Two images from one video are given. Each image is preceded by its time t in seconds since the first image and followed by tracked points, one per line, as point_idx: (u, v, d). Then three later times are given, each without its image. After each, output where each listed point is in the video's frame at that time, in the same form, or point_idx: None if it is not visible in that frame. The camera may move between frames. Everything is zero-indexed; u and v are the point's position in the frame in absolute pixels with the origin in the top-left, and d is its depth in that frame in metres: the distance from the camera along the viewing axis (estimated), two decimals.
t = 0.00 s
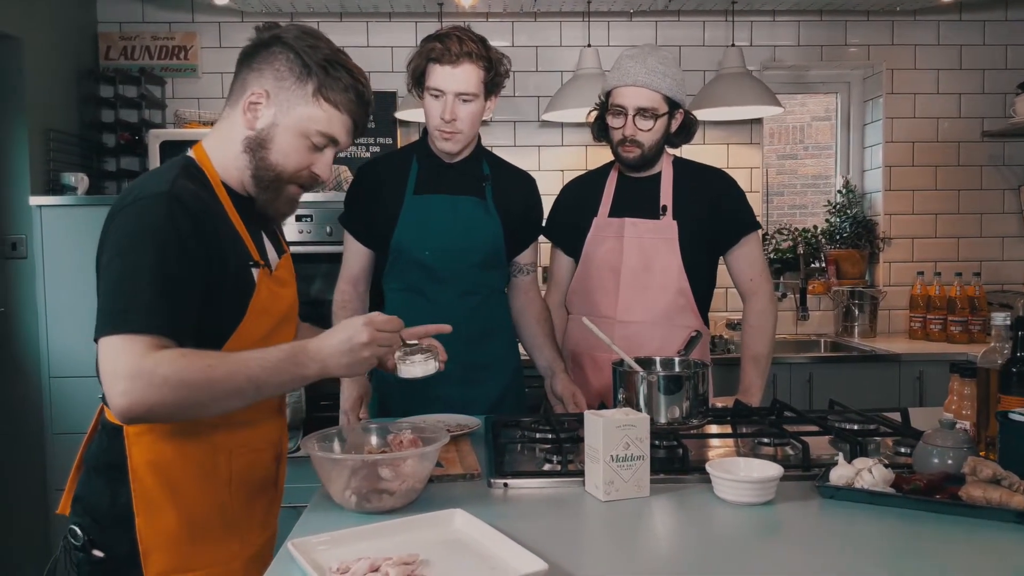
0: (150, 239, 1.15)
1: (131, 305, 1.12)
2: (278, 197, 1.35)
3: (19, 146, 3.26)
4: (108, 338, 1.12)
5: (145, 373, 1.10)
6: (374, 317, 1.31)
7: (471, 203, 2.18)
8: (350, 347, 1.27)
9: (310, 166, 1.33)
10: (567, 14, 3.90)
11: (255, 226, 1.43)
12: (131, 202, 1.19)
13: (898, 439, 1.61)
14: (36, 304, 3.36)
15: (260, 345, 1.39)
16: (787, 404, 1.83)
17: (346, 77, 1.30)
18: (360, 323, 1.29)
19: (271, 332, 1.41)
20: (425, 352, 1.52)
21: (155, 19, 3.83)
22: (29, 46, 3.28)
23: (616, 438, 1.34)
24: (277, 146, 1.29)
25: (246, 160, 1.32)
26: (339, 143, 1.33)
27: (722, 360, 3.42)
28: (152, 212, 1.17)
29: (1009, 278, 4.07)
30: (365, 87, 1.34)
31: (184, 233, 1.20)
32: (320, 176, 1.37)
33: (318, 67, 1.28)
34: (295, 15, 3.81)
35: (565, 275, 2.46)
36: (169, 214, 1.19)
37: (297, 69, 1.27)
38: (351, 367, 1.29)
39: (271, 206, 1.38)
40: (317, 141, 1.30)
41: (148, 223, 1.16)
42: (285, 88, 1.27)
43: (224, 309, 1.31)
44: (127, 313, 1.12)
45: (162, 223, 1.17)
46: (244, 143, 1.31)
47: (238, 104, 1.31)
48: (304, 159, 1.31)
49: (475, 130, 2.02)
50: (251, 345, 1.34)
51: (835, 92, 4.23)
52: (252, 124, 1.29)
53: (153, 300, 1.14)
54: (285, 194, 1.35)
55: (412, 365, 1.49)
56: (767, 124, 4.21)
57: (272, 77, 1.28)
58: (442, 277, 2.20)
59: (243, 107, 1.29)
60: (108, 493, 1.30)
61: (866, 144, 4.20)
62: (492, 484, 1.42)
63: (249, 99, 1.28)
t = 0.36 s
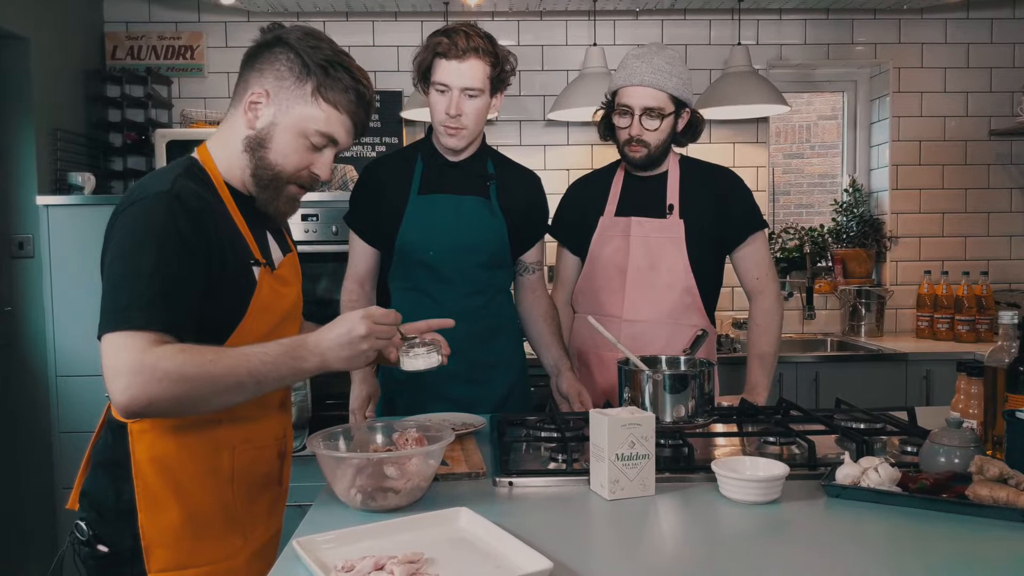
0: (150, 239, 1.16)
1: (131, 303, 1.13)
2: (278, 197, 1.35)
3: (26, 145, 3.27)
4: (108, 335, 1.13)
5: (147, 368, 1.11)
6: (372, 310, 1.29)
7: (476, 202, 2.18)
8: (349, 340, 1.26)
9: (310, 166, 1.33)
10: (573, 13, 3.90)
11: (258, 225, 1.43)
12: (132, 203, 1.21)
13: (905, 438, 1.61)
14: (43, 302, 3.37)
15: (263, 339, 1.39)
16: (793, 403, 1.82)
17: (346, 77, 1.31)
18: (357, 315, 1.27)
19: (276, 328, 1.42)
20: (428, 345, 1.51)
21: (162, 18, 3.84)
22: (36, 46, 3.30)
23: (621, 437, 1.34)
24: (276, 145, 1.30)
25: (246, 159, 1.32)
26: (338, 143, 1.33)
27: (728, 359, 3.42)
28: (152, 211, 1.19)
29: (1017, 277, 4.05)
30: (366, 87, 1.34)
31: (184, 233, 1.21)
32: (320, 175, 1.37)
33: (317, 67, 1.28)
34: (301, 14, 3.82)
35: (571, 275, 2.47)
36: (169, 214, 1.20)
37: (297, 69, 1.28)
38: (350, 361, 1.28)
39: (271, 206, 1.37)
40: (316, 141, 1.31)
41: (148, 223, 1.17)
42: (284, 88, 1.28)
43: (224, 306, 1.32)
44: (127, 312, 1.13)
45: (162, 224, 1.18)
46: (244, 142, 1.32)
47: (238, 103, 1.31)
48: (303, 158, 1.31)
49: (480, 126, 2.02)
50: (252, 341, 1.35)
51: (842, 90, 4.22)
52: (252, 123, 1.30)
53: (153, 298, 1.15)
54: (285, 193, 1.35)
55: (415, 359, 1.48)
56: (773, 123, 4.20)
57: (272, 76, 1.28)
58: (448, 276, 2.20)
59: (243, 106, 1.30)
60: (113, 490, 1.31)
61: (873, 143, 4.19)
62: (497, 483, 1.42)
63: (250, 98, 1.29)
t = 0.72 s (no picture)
0: (142, 233, 1.16)
1: (115, 294, 1.13)
2: (280, 193, 1.35)
3: (33, 144, 3.29)
4: (89, 323, 1.13)
5: (117, 361, 1.10)
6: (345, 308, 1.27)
7: (481, 202, 2.18)
8: (319, 339, 1.24)
9: (311, 162, 1.33)
10: (579, 12, 3.90)
11: (263, 222, 1.43)
12: (131, 196, 1.21)
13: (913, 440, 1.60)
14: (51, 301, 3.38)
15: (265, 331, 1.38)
16: (801, 404, 1.81)
17: (346, 72, 1.31)
18: (329, 313, 1.25)
19: (280, 323, 1.41)
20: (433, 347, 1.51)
21: (169, 18, 3.85)
22: (43, 46, 3.31)
23: (627, 438, 1.33)
24: (277, 141, 1.30)
25: (248, 156, 1.33)
26: (339, 139, 1.33)
27: (735, 359, 3.41)
28: (151, 206, 1.19)
29: None
30: (367, 84, 1.35)
31: (181, 229, 1.22)
32: (321, 172, 1.37)
33: (317, 62, 1.29)
34: (307, 14, 3.83)
35: (577, 275, 2.46)
36: (165, 210, 1.20)
37: (297, 65, 1.28)
38: (322, 360, 1.25)
39: (273, 202, 1.37)
40: (317, 136, 1.31)
41: (143, 217, 1.18)
42: (284, 83, 1.28)
43: (220, 307, 1.32)
44: (110, 302, 1.13)
45: (157, 219, 1.18)
46: (246, 138, 1.32)
47: (239, 100, 1.32)
48: (304, 154, 1.31)
49: (482, 128, 2.01)
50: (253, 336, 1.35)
51: (850, 90, 4.20)
52: (253, 119, 1.30)
53: (140, 291, 1.14)
54: (287, 190, 1.34)
55: (418, 360, 1.48)
56: (780, 122, 4.19)
57: (272, 72, 1.29)
58: (453, 275, 2.20)
59: (244, 103, 1.30)
60: (121, 489, 1.31)
61: (880, 142, 4.17)
62: (503, 484, 1.42)
63: (250, 95, 1.29)
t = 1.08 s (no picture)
0: (134, 228, 1.17)
1: (99, 286, 1.13)
2: (279, 190, 1.35)
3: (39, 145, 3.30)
4: (71, 315, 1.13)
5: (91, 353, 1.10)
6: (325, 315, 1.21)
7: (484, 202, 2.18)
8: (296, 344, 1.19)
9: (308, 158, 1.33)
10: (584, 12, 3.90)
11: (264, 220, 1.44)
12: (128, 192, 1.23)
13: (918, 440, 1.59)
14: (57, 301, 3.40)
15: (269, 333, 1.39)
16: (805, 404, 1.80)
17: (342, 67, 1.31)
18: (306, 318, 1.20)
19: (281, 319, 1.42)
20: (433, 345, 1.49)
21: (175, 19, 3.87)
22: (49, 46, 3.32)
23: (631, 438, 1.33)
24: (273, 137, 1.30)
25: (246, 152, 1.33)
26: (336, 134, 1.33)
27: (740, 359, 3.40)
28: (144, 202, 1.20)
29: None
30: (363, 79, 1.35)
31: (173, 227, 1.22)
32: (319, 167, 1.37)
33: (312, 57, 1.29)
34: (313, 15, 3.83)
35: (581, 275, 2.46)
36: (159, 206, 1.21)
37: (292, 60, 1.29)
38: (297, 366, 1.20)
39: (272, 199, 1.37)
40: (313, 131, 1.31)
41: (137, 212, 1.19)
42: (280, 79, 1.29)
43: (215, 308, 1.32)
44: (96, 296, 1.13)
45: (150, 215, 1.19)
46: (243, 135, 1.32)
47: (237, 98, 1.32)
48: (301, 149, 1.32)
49: (484, 127, 2.01)
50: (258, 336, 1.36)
51: (855, 89, 4.19)
52: (250, 116, 1.31)
53: (123, 285, 1.15)
54: (285, 186, 1.34)
55: (417, 360, 1.47)
56: (786, 122, 4.18)
57: (269, 69, 1.29)
58: (457, 275, 2.20)
59: (241, 100, 1.31)
60: (126, 488, 1.32)
61: (886, 142, 4.16)
62: (508, 484, 1.42)
63: (247, 91, 1.30)
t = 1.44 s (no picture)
0: (135, 228, 1.17)
1: (98, 286, 1.14)
2: (286, 187, 1.35)
3: (46, 144, 3.32)
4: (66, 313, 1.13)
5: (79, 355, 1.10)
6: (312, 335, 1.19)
7: (489, 201, 2.18)
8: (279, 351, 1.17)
9: (314, 154, 1.33)
10: (589, 12, 3.89)
11: (270, 219, 1.44)
12: (129, 192, 1.23)
13: (925, 441, 1.59)
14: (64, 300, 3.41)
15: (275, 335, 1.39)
16: (812, 404, 1.80)
17: (345, 61, 1.32)
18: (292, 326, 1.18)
19: (286, 319, 1.42)
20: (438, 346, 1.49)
21: (181, 19, 3.88)
22: (56, 45, 3.33)
23: (637, 438, 1.33)
24: (279, 134, 1.30)
25: (252, 150, 1.33)
26: (341, 129, 1.34)
27: (746, 360, 3.40)
28: (145, 202, 1.20)
29: None
30: (367, 73, 1.35)
31: (174, 228, 1.22)
32: (325, 163, 1.37)
33: (316, 53, 1.29)
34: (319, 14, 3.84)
35: (587, 274, 2.46)
36: (161, 206, 1.21)
37: (296, 57, 1.29)
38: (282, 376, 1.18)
39: (279, 197, 1.38)
40: (318, 127, 1.31)
41: (138, 212, 1.19)
42: (285, 76, 1.29)
43: (217, 308, 1.32)
44: (96, 297, 1.14)
45: (151, 215, 1.19)
46: (249, 133, 1.33)
47: (241, 96, 1.32)
48: (307, 146, 1.32)
49: (489, 126, 2.01)
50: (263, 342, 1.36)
51: (861, 88, 4.17)
52: (256, 114, 1.31)
53: (119, 286, 1.15)
54: (292, 183, 1.35)
55: (423, 360, 1.47)
56: (792, 121, 4.17)
57: (273, 66, 1.29)
58: (463, 274, 2.20)
59: (246, 97, 1.31)
60: (133, 487, 1.32)
61: (893, 142, 4.14)
62: (513, 483, 1.42)
63: (252, 89, 1.30)
